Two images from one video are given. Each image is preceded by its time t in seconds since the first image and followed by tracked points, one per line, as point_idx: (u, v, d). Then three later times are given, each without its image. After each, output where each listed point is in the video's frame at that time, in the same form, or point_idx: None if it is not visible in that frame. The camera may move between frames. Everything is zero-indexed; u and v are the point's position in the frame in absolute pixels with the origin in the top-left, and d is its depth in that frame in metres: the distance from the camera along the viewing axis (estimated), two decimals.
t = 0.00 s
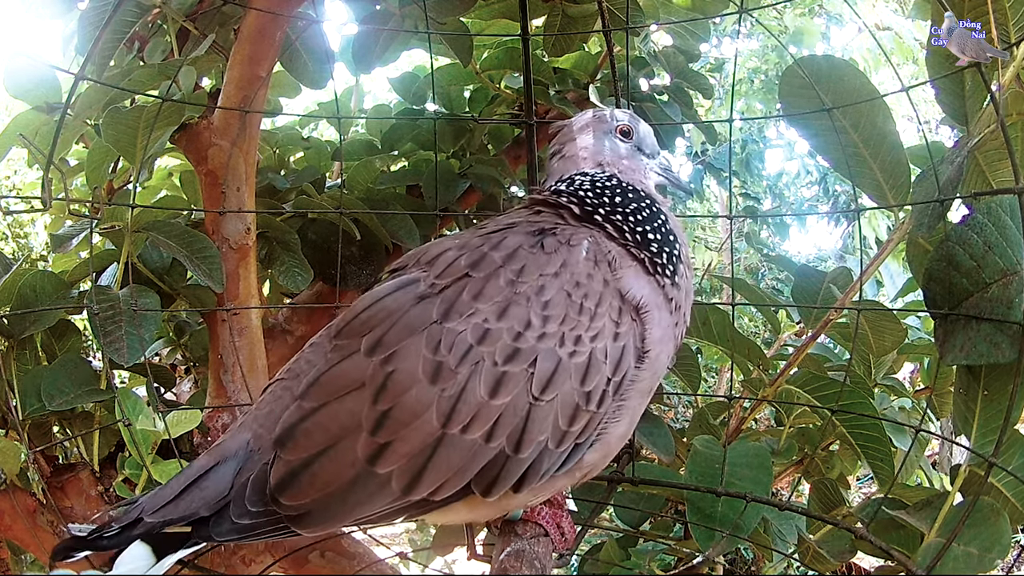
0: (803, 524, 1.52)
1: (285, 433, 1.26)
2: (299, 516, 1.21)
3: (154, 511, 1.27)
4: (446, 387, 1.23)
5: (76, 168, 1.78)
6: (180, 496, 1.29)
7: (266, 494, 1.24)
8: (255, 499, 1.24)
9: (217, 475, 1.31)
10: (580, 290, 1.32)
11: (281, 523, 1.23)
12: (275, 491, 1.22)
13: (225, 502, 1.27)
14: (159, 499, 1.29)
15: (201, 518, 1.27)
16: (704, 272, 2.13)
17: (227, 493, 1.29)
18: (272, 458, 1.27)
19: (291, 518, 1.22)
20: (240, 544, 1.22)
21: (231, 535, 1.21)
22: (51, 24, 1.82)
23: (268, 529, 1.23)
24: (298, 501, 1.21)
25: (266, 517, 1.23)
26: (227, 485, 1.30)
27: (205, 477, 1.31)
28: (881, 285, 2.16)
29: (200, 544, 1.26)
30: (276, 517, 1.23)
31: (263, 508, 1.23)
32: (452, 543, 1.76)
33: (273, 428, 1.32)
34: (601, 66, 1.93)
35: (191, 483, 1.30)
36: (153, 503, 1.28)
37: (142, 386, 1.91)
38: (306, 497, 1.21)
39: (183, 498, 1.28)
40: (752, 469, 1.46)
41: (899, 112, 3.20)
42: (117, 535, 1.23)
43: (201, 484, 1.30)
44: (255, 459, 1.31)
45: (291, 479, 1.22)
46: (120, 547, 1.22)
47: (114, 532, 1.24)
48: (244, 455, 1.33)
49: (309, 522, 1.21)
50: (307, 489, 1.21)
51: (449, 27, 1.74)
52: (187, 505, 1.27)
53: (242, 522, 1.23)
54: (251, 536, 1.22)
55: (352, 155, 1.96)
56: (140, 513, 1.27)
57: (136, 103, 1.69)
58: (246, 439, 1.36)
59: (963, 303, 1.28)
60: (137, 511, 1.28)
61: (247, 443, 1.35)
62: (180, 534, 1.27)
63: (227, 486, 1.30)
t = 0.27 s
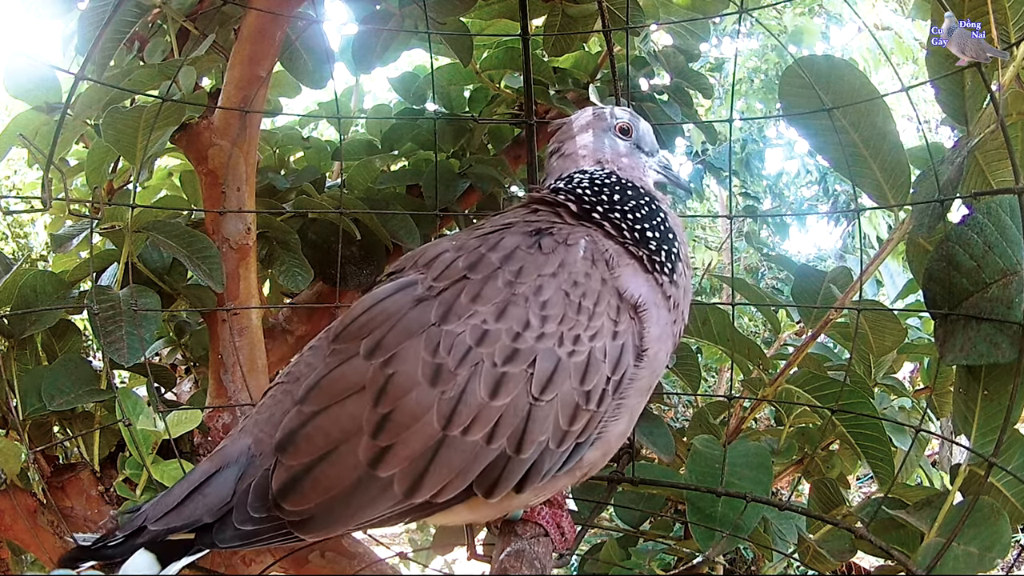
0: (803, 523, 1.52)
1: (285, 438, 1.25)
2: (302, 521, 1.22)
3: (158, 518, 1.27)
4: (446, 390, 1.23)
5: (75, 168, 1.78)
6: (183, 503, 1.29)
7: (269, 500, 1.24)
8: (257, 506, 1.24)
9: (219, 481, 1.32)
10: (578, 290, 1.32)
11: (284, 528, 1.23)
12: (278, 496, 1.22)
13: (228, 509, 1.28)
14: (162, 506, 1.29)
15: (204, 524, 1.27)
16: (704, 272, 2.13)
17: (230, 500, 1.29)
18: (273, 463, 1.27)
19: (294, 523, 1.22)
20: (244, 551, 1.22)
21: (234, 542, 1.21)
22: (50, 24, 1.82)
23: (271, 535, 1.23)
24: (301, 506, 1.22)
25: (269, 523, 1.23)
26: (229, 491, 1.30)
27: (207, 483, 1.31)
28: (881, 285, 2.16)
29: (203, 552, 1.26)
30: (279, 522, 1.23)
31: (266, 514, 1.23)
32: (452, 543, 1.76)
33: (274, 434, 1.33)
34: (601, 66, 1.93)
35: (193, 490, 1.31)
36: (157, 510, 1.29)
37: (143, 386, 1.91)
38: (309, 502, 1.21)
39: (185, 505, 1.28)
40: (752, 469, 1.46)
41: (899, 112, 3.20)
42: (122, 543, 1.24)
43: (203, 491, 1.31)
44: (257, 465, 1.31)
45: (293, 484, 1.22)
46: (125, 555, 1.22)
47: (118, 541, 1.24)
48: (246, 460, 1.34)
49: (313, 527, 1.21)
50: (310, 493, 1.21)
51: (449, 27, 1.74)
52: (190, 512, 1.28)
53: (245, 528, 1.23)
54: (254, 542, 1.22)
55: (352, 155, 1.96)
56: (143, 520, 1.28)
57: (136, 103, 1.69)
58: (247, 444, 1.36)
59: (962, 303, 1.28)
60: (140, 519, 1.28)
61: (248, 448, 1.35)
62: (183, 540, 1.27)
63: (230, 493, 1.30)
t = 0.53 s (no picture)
0: (803, 523, 1.51)
1: (285, 441, 1.25)
2: (304, 524, 1.22)
3: (159, 522, 1.27)
4: (446, 390, 1.23)
5: (75, 168, 1.78)
6: (185, 506, 1.29)
7: (270, 503, 1.24)
8: (259, 509, 1.24)
9: (220, 484, 1.32)
10: (576, 289, 1.32)
11: (286, 531, 1.23)
12: (279, 499, 1.22)
13: (229, 511, 1.28)
14: (163, 509, 1.29)
15: (205, 527, 1.27)
16: (704, 272, 2.13)
17: (231, 502, 1.29)
18: (273, 466, 1.27)
19: (295, 526, 1.22)
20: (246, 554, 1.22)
21: (236, 546, 1.21)
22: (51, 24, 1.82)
23: (273, 538, 1.23)
24: (302, 509, 1.21)
25: (271, 525, 1.23)
26: (230, 494, 1.30)
27: (208, 486, 1.32)
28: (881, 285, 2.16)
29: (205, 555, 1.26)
30: (281, 525, 1.23)
31: (267, 517, 1.23)
32: (452, 543, 1.76)
33: (274, 436, 1.33)
34: (601, 66, 1.93)
35: (194, 492, 1.31)
36: (158, 513, 1.29)
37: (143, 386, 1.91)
38: (310, 504, 1.21)
39: (186, 508, 1.29)
40: (752, 469, 1.46)
41: (900, 112, 3.20)
42: (124, 547, 1.24)
43: (204, 493, 1.31)
44: (257, 467, 1.31)
45: (294, 487, 1.22)
46: (126, 558, 1.22)
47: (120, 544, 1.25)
48: (247, 462, 1.34)
49: (314, 529, 1.21)
50: (311, 496, 1.21)
51: (449, 27, 1.74)
52: (191, 515, 1.28)
53: (247, 532, 1.22)
54: (256, 545, 1.22)
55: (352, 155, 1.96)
56: (145, 524, 1.28)
57: (136, 103, 1.69)
58: (247, 446, 1.36)
59: (962, 303, 1.28)
60: (142, 523, 1.29)
61: (248, 450, 1.35)
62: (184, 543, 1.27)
63: (230, 495, 1.30)
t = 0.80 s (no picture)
0: (803, 524, 1.49)
1: (286, 443, 1.25)
2: (306, 526, 1.22)
3: (159, 524, 1.27)
4: (446, 391, 1.23)
5: (75, 168, 1.78)
6: (185, 508, 1.29)
7: (271, 506, 1.24)
8: (260, 512, 1.24)
9: (220, 486, 1.31)
10: (574, 287, 1.32)
11: (288, 533, 1.23)
12: (281, 502, 1.22)
13: (230, 514, 1.28)
14: (164, 512, 1.29)
15: (207, 530, 1.27)
16: (704, 272, 2.13)
17: (231, 505, 1.29)
18: (274, 468, 1.27)
19: (297, 528, 1.22)
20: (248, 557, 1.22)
21: (239, 549, 1.21)
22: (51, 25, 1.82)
23: (276, 540, 1.23)
24: (304, 511, 1.22)
25: (273, 528, 1.23)
26: (230, 496, 1.30)
27: (209, 488, 1.31)
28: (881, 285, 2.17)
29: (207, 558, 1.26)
30: (283, 528, 1.23)
31: (269, 520, 1.23)
32: (452, 543, 1.76)
33: (274, 437, 1.33)
34: (601, 66, 1.93)
35: (194, 495, 1.30)
36: (159, 516, 1.29)
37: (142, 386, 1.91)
38: (312, 507, 1.21)
39: (187, 511, 1.28)
40: (752, 469, 1.46)
41: (899, 112, 3.20)
42: (125, 550, 1.24)
43: (205, 496, 1.31)
44: (258, 470, 1.31)
45: (295, 489, 1.22)
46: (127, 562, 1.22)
47: (121, 548, 1.25)
48: (247, 465, 1.34)
49: (316, 531, 1.21)
50: (312, 498, 1.21)
51: (449, 27, 1.74)
52: (192, 518, 1.27)
53: (249, 535, 1.22)
54: (258, 548, 1.22)
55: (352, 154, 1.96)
56: (146, 527, 1.28)
57: (136, 103, 1.69)
58: (247, 449, 1.36)
59: (962, 303, 1.28)
60: (143, 526, 1.29)
61: (249, 452, 1.35)
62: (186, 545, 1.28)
63: (231, 497, 1.30)
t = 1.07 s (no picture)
0: (803, 523, 1.49)
1: (286, 443, 1.25)
2: (306, 527, 1.22)
3: (159, 525, 1.27)
4: (445, 390, 1.23)
5: (76, 168, 1.78)
6: (185, 509, 1.29)
7: (272, 507, 1.24)
8: (260, 513, 1.24)
9: (220, 487, 1.31)
10: (573, 286, 1.32)
11: (289, 534, 1.23)
12: (281, 503, 1.22)
13: (230, 515, 1.28)
14: (164, 512, 1.29)
15: (207, 531, 1.27)
16: (704, 272, 2.13)
17: (231, 506, 1.29)
18: (274, 469, 1.27)
19: (298, 529, 1.22)
20: (249, 558, 1.21)
21: (239, 550, 1.21)
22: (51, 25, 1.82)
23: (276, 542, 1.23)
24: (305, 512, 1.21)
25: (273, 529, 1.23)
26: (231, 497, 1.30)
27: (209, 489, 1.31)
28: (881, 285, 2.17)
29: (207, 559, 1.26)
30: (283, 528, 1.23)
31: (270, 521, 1.23)
32: (452, 543, 1.76)
33: (274, 438, 1.33)
34: (601, 66, 1.93)
35: (194, 496, 1.30)
36: (158, 517, 1.29)
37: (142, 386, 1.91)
38: (313, 507, 1.21)
39: (187, 512, 1.28)
40: (753, 469, 1.46)
41: (899, 112, 3.20)
42: (125, 551, 1.24)
43: (205, 497, 1.30)
44: (257, 471, 1.31)
45: (296, 490, 1.22)
46: (127, 563, 1.22)
47: (121, 549, 1.25)
48: (247, 466, 1.33)
49: (317, 532, 1.21)
50: (313, 499, 1.21)
51: (449, 27, 1.74)
52: (192, 519, 1.27)
53: (250, 536, 1.22)
54: (259, 549, 1.22)
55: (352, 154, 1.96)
56: (146, 528, 1.28)
57: (136, 103, 1.69)
58: (246, 449, 1.36)
59: (962, 303, 1.28)
60: (143, 527, 1.29)
61: (248, 453, 1.35)
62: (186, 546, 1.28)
63: (231, 499, 1.30)
